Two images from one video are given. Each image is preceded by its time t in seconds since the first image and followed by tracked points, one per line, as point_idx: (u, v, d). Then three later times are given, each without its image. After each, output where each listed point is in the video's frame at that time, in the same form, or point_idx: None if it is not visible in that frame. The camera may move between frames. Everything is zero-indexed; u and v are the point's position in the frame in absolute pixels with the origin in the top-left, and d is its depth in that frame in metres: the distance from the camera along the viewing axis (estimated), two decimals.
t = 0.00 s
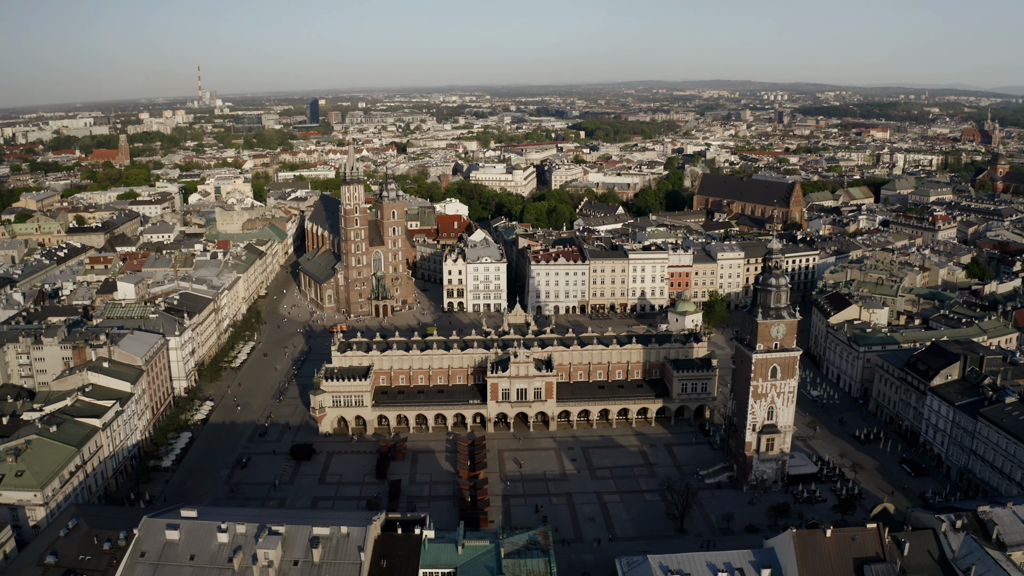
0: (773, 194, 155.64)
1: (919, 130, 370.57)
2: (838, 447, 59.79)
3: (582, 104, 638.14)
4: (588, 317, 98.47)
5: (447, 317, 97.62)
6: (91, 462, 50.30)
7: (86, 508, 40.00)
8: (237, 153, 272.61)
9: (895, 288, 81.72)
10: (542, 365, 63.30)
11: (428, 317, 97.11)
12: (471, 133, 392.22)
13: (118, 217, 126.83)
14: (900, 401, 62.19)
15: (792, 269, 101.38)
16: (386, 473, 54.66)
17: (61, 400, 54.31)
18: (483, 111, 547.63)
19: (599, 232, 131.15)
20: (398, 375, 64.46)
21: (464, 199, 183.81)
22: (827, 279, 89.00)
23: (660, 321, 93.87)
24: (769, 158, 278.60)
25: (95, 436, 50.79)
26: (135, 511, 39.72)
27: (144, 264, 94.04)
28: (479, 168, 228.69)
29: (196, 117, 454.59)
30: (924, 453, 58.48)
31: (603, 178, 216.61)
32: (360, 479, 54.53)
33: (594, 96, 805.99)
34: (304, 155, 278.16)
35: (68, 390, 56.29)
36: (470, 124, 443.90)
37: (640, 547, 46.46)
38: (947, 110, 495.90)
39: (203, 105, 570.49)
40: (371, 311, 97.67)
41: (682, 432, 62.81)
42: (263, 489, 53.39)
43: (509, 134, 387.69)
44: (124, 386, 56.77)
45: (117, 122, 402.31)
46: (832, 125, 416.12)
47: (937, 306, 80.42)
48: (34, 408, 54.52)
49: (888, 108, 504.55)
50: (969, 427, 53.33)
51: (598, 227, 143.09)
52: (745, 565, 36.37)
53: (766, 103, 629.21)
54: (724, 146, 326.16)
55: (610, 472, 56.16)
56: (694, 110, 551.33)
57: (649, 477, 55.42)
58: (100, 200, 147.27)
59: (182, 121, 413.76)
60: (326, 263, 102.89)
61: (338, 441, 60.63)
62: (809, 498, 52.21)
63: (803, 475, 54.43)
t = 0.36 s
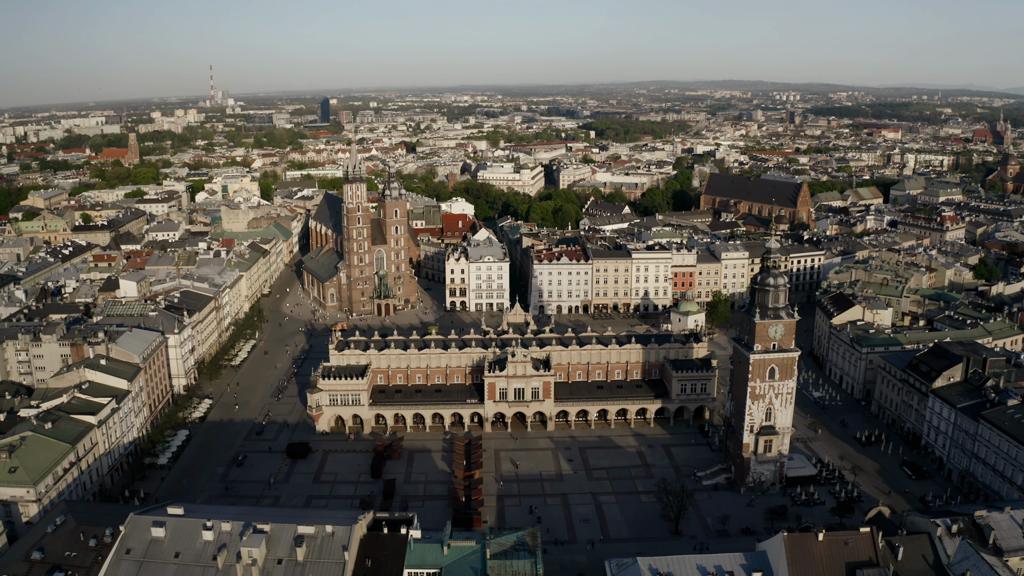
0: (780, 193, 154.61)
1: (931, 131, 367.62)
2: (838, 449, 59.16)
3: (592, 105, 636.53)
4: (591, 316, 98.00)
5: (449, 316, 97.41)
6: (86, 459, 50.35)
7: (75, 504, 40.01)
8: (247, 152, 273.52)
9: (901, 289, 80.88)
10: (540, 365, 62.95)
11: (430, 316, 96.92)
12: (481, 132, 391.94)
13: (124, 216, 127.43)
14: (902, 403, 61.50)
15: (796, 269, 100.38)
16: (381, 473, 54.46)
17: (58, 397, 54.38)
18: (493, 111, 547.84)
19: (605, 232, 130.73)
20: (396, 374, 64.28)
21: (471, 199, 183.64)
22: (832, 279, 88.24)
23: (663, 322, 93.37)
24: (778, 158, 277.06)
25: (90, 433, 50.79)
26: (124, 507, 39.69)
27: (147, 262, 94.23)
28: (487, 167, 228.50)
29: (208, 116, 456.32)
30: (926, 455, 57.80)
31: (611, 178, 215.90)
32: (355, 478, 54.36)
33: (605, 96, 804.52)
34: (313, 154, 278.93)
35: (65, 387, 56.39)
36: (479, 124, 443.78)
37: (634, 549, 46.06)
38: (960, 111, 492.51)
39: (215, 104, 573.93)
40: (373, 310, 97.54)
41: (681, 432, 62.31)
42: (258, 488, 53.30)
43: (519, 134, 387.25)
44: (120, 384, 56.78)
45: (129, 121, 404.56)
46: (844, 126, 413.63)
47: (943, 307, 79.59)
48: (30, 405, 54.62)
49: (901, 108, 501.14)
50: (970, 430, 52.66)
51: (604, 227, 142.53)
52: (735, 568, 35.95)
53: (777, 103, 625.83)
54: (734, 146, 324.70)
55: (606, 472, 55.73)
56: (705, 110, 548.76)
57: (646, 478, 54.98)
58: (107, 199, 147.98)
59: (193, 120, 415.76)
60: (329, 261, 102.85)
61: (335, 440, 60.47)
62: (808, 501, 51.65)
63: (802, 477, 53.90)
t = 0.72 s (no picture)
0: (788, 193, 153.61)
1: (943, 131, 364.78)
2: (838, 451, 58.53)
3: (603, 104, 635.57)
4: (593, 316, 97.56)
5: (451, 315, 97.18)
6: (81, 455, 50.39)
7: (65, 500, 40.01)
8: (256, 151, 274.29)
9: (905, 290, 80.06)
10: (538, 365, 62.55)
11: (432, 315, 96.71)
12: (490, 132, 391.58)
13: (130, 214, 127.89)
14: (904, 405, 60.79)
15: (801, 269, 99.65)
16: (377, 472, 54.27)
17: (54, 394, 54.45)
18: (505, 111, 547.86)
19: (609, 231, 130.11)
20: (393, 373, 64.10)
21: (478, 198, 183.42)
22: (837, 279, 87.45)
23: (666, 321, 92.78)
24: (788, 158, 275.42)
25: (86, 429, 50.85)
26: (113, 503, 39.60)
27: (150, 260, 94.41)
28: (495, 166, 228.16)
29: (219, 115, 457.78)
30: (927, 458, 57.08)
31: (619, 177, 215.09)
32: (350, 477, 54.17)
33: (616, 95, 803.19)
34: (322, 153, 279.28)
35: (63, 384, 56.47)
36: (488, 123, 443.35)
37: (628, 550, 45.69)
38: (973, 111, 489.05)
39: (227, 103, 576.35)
40: (376, 309, 97.42)
41: (681, 433, 61.78)
42: (253, 486, 53.21)
43: (528, 133, 386.66)
44: (117, 381, 56.81)
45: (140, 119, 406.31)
46: (855, 125, 411.02)
47: (948, 307, 78.80)
48: (27, 402, 54.76)
49: (913, 108, 497.78)
50: (972, 432, 51.96)
51: (609, 226, 141.91)
52: (726, 571, 35.48)
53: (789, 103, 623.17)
54: (744, 146, 323.12)
55: (603, 473, 55.32)
56: (716, 109, 546.37)
57: (642, 479, 54.55)
58: (115, 197, 148.62)
59: (204, 119, 417.02)
60: (332, 260, 102.82)
61: (332, 439, 60.31)
62: (806, 504, 51.08)
63: (801, 479, 53.31)
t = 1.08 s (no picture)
0: (795, 193, 152.53)
1: (956, 132, 361.78)
2: (838, 453, 57.88)
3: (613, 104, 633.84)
4: (596, 315, 97.10)
5: (453, 314, 96.96)
6: (76, 452, 50.44)
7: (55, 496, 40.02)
8: (266, 150, 274.91)
9: (911, 290, 79.17)
10: (536, 364, 62.19)
11: (435, 313, 96.52)
12: (500, 131, 391.31)
13: (136, 212, 128.42)
14: (906, 406, 60.08)
15: (807, 269, 98.80)
16: (372, 471, 54.08)
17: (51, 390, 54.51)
18: (516, 111, 547.39)
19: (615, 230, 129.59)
20: (391, 372, 63.92)
21: (485, 197, 183.13)
22: (841, 280, 86.66)
23: (668, 321, 92.22)
24: (799, 158, 273.80)
25: (81, 426, 50.89)
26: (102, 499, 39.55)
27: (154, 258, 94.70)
28: (503, 166, 227.86)
29: (230, 115, 459.34)
30: (928, 460, 56.39)
31: (627, 177, 214.35)
32: (344, 476, 54.01)
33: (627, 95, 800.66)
34: (331, 152, 279.67)
35: (60, 381, 56.52)
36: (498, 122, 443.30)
37: (621, 552, 45.30)
38: (987, 111, 485.47)
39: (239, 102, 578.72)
40: (378, 307, 97.29)
41: (680, 434, 61.25)
42: (248, 484, 53.14)
43: (537, 132, 386.21)
44: (115, 378, 56.85)
45: (153, 118, 408.25)
46: (867, 125, 408.33)
47: (954, 308, 77.93)
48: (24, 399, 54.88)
49: (925, 108, 494.44)
50: (973, 434, 51.27)
51: (615, 225, 141.32)
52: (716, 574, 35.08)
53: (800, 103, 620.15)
54: (754, 146, 321.57)
55: (599, 473, 54.94)
56: (727, 109, 544.54)
57: (638, 479, 54.15)
58: (123, 195, 149.29)
59: (215, 118, 418.56)
60: (335, 258, 102.74)
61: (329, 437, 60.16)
62: (804, 506, 50.52)
63: (800, 482, 52.70)
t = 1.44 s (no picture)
0: (803, 193, 151.57)
1: (968, 133, 358.74)
2: (838, 455, 57.26)
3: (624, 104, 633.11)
4: (599, 315, 96.68)
5: (455, 313, 96.79)
6: (71, 448, 50.47)
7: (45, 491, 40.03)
8: (275, 149, 275.41)
9: (915, 291, 78.33)
10: (534, 363, 61.87)
11: (437, 312, 96.36)
12: (509, 131, 390.85)
13: (142, 210, 128.89)
14: (908, 408, 59.38)
15: (812, 269, 98.01)
16: (367, 469, 53.91)
17: (48, 387, 54.57)
18: (526, 111, 547.08)
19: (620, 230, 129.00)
20: (389, 370, 63.75)
21: (491, 196, 183.01)
22: (845, 280, 85.89)
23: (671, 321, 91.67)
24: (809, 158, 272.25)
25: (76, 423, 50.88)
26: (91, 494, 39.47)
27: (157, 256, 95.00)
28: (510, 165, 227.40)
29: (241, 114, 460.74)
30: (930, 463, 55.70)
31: (635, 177, 213.71)
32: (339, 474, 53.87)
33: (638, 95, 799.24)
34: (340, 151, 280.04)
35: (58, 377, 56.58)
36: (508, 121, 442.94)
37: (614, 552, 44.93)
38: (1000, 111, 481.91)
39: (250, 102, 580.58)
40: (381, 306, 97.20)
41: (678, 435, 60.73)
42: (243, 481, 53.11)
43: (546, 132, 385.50)
44: (112, 374, 56.83)
45: (164, 117, 409.92)
46: (879, 125, 405.50)
47: (960, 309, 77.07)
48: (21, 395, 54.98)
49: (938, 109, 490.81)
50: (974, 437, 50.59)
51: (621, 224, 140.89)
52: None
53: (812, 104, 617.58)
54: (764, 146, 319.90)
55: (595, 474, 54.57)
56: (738, 109, 542.25)
57: (635, 480, 53.78)
58: (130, 193, 149.83)
59: (226, 116, 419.72)
60: (338, 257, 102.68)
61: (325, 436, 60.03)
62: (801, 508, 49.94)
63: (798, 484, 52.08)
